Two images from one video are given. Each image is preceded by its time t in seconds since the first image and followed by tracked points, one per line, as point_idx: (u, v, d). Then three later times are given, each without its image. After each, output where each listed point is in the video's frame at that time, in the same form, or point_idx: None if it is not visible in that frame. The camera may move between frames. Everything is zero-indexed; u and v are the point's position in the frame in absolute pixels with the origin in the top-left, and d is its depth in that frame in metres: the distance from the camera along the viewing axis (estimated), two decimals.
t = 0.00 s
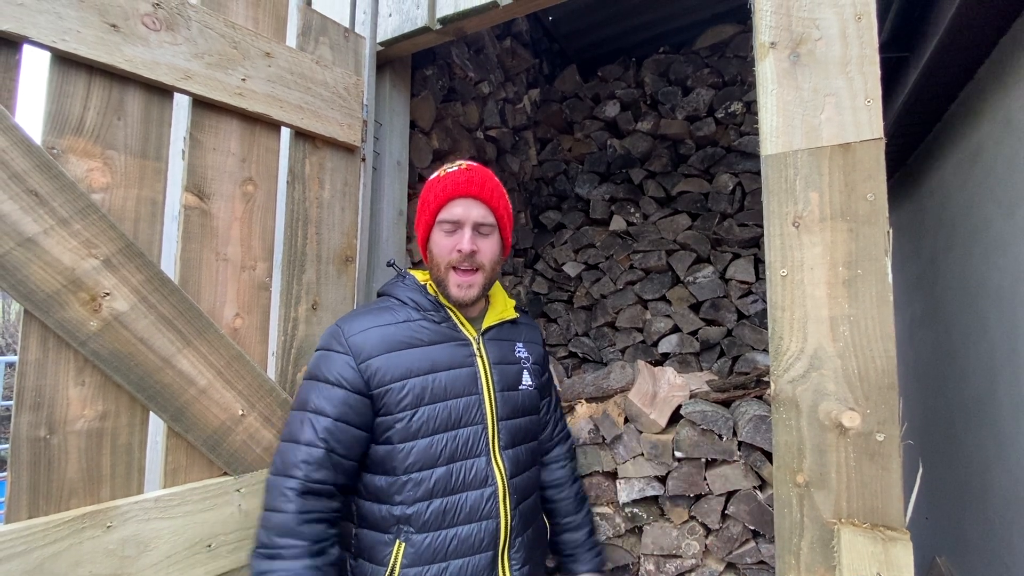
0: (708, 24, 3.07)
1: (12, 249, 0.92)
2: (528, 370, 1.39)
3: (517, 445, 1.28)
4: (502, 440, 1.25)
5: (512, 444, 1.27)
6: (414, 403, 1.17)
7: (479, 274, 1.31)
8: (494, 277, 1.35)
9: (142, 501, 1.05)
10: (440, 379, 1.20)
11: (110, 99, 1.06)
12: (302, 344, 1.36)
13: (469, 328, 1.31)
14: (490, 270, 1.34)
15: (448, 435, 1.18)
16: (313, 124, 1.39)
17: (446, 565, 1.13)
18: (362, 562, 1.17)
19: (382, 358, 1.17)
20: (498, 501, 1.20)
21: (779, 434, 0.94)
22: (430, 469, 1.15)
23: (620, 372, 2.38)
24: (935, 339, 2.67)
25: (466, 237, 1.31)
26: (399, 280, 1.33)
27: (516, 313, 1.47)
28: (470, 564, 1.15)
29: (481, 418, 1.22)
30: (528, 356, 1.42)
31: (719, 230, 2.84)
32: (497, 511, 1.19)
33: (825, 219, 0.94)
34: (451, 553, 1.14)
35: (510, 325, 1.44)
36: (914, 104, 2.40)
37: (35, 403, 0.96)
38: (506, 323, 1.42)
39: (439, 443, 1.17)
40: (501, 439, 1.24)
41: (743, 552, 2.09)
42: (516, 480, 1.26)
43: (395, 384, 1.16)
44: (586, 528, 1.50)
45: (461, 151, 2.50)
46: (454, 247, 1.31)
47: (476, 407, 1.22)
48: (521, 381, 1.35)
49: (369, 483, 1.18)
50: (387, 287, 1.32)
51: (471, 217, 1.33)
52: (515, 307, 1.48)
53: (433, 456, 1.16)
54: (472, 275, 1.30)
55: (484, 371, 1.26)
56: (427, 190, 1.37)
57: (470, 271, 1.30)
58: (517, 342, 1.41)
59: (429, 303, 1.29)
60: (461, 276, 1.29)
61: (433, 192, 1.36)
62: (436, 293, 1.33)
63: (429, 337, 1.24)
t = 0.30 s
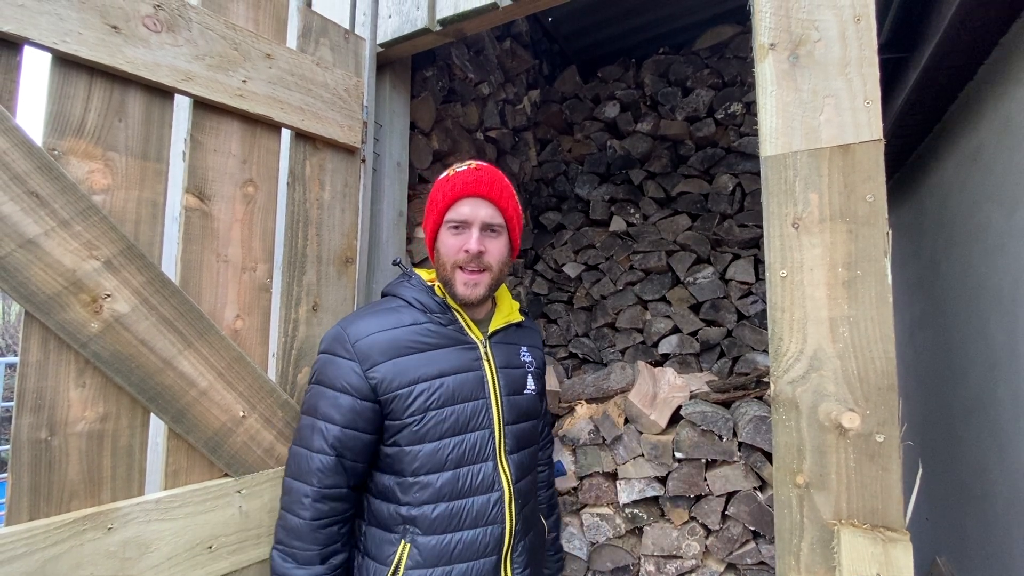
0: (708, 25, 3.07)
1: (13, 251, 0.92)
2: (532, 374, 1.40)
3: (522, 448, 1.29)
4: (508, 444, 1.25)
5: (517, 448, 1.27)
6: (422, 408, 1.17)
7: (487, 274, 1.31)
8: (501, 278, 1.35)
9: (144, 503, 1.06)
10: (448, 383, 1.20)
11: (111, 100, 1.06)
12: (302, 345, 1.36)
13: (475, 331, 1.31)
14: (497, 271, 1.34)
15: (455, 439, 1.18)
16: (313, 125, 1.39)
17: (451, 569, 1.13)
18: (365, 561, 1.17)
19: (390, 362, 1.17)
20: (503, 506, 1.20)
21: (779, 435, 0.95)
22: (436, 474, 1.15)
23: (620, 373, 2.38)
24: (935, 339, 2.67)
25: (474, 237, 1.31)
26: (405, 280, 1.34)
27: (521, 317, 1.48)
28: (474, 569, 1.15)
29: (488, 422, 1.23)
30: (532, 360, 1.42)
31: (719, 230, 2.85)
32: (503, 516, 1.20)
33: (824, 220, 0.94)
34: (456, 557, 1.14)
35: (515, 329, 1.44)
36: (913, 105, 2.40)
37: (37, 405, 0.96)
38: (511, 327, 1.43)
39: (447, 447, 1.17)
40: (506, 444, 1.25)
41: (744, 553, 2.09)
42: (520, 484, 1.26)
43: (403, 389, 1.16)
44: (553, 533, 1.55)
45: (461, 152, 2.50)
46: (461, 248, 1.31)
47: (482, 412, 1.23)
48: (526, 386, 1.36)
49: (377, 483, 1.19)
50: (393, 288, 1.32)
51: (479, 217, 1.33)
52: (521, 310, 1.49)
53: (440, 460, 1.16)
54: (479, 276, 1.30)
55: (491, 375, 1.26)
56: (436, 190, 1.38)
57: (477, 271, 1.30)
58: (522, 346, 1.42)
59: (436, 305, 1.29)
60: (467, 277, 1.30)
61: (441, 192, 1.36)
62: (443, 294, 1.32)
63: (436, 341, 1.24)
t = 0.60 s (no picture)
0: (707, 26, 3.07)
1: (13, 252, 0.92)
2: (528, 373, 1.40)
3: (517, 448, 1.29)
4: (502, 444, 1.25)
5: (512, 448, 1.27)
6: (416, 408, 1.17)
7: (482, 275, 1.31)
8: (496, 279, 1.35)
9: (143, 504, 1.06)
10: (442, 383, 1.21)
11: (111, 102, 1.06)
12: (302, 346, 1.36)
13: (471, 331, 1.31)
14: (493, 272, 1.34)
15: (449, 439, 1.18)
16: (313, 127, 1.39)
17: (447, 569, 1.13)
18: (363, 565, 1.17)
19: (385, 361, 1.17)
20: (498, 506, 1.20)
21: (778, 436, 0.95)
22: (431, 475, 1.16)
23: (620, 374, 2.38)
24: (934, 340, 2.67)
25: (469, 238, 1.32)
26: (401, 280, 1.34)
27: (517, 316, 1.48)
28: (470, 569, 1.15)
29: (482, 422, 1.23)
30: (527, 359, 1.42)
31: (718, 231, 2.85)
32: (498, 516, 1.20)
33: (823, 221, 0.94)
34: (452, 557, 1.14)
35: (511, 328, 1.44)
36: (912, 105, 2.40)
37: (36, 406, 0.96)
38: (507, 326, 1.43)
39: (441, 447, 1.17)
40: (501, 444, 1.25)
41: (743, 554, 2.09)
42: (515, 484, 1.26)
43: (397, 389, 1.16)
44: (595, 520, 1.51)
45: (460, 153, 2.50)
46: (456, 249, 1.31)
47: (477, 412, 1.23)
48: (522, 385, 1.36)
49: (372, 487, 1.19)
50: (388, 288, 1.32)
51: (475, 218, 1.34)
52: (515, 309, 1.49)
53: (434, 460, 1.16)
54: (474, 277, 1.30)
55: (486, 375, 1.26)
56: (432, 191, 1.38)
57: (473, 272, 1.30)
58: (517, 345, 1.42)
59: (431, 305, 1.29)
60: (462, 278, 1.30)
61: (437, 193, 1.36)
62: (438, 295, 1.33)
63: (431, 340, 1.24)
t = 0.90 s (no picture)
0: (706, 26, 3.07)
1: (11, 253, 0.92)
2: (527, 375, 1.40)
3: (516, 450, 1.29)
4: (502, 446, 1.25)
5: (511, 449, 1.27)
6: (414, 410, 1.17)
7: (480, 277, 1.31)
8: (494, 280, 1.35)
9: (141, 505, 1.05)
10: (440, 385, 1.20)
11: (109, 103, 1.06)
12: (300, 347, 1.36)
13: (469, 332, 1.31)
14: (491, 272, 1.34)
15: (448, 441, 1.18)
16: (311, 128, 1.39)
17: (447, 571, 1.13)
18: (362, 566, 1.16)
19: (382, 365, 1.17)
20: (498, 507, 1.20)
21: (777, 436, 0.95)
22: (430, 476, 1.15)
23: (619, 374, 2.38)
24: (934, 340, 2.67)
25: (466, 239, 1.32)
26: (399, 283, 1.34)
27: (515, 317, 1.48)
28: (469, 571, 1.15)
29: (481, 424, 1.22)
30: (526, 360, 1.42)
31: (717, 231, 2.85)
32: (498, 517, 1.19)
33: (821, 221, 0.94)
34: (451, 560, 1.14)
35: (510, 330, 1.44)
36: (911, 106, 2.40)
37: (34, 407, 0.96)
38: (505, 328, 1.43)
39: (440, 449, 1.17)
40: (500, 446, 1.24)
41: (743, 554, 2.09)
42: (515, 485, 1.26)
43: (395, 392, 1.16)
44: (570, 533, 1.50)
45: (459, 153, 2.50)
46: (454, 250, 1.31)
47: (476, 414, 1.23)
48: (520, 387, 1.36)
49: (372, 488, 1.19)
50: (386, 291, 1.32)
51: (472, 218, 1.33)
52: (514, 310, 1.49)
53: (433, 462, 1.16)
54: (472, 278, 1.30)
55: (484, 378, 1.26)
56: (429, 191, 1.38)
57: (470, 273, 1.30)
58: (516, 346, 1.42)
59: (428, 307, 1.29)
60: (461, 279, 1.30)
61: (434, 194, 1.36)
62: (436, 296, 1.33)
63: (429, 343, 1.24)
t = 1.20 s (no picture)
0: (705, 27, 3.08)
1: (12, 256, 0.93)
2: (526, 377, 1.40)
3: (516, 451, 1.29)
4: (501, 447, 1.25)
5: (511, 451, 1.27)
6: (415, 412, 1.17)
7: (480, 277, 1.31)
8: (494, 280, 1.35)
9: (142, 507, 1.06)
10: (440, 388, 1.21)
11: (110, 105, 1.07)
12: (300, 349, 1.37)
13: (469, 334, 1.32)
14: (491, 272, 1.34)
15: (449, 443, 1.19)
16: (311, 130, 1.39)
17: (447, 572, 1.13)
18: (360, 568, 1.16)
19: (382, 366, 1.17)
20: (499, 509, 1.20)
21: (776, 437, 0.95)
22: (431, 478, 1.16)
23: (619, 375, 2.37)
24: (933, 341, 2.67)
25: (466, 239, 1.32)
26: (399, 284, 1.34)
27: (515, 319, 1.48)
28: (470, 572, 1.15)
29: (481, 426, 1.22)
30: (525, 362, 1.42)
31: (717, 232, 2.85)
32: (498, 519, 1.20)
33: (820, 223, 0.94)
34: (452, 561, 1.14)
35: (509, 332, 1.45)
36: (910, 107, 2.41)
37: (35, 410, 0.96)
38: (505, 330, 1.43)
39: (440, 451, 1.17)
40: (500, 447, 1.24)
41: (743, 555, 2.09)
42: (514, 487, 1.26)
43: (396, 393, 1.16)
44: (564, 534, 1.52)
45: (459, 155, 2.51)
46: (454, 250, 1.32)
47: (476, 415, 1.23)
48: (519, 389, 1.36)
49: (372, 489, 1.19)
50: (386, 292, 1.33)
51: (472, 219, 1.34)
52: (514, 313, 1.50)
53: (434, 464, 1.16)
54: (473, 277, 1.30)
55: (484, 379, 1.27)
56: (429, 193, 1.38)
57: (471, 273, 1.30)
58: (516, 348, 1.42)
59: (429, 308, 1.29)
60: (462, 278, 1.30)
61: (434, 195, 1.37)
62: (437, 297, 1.33)
63: (429, 345, 1.24)
